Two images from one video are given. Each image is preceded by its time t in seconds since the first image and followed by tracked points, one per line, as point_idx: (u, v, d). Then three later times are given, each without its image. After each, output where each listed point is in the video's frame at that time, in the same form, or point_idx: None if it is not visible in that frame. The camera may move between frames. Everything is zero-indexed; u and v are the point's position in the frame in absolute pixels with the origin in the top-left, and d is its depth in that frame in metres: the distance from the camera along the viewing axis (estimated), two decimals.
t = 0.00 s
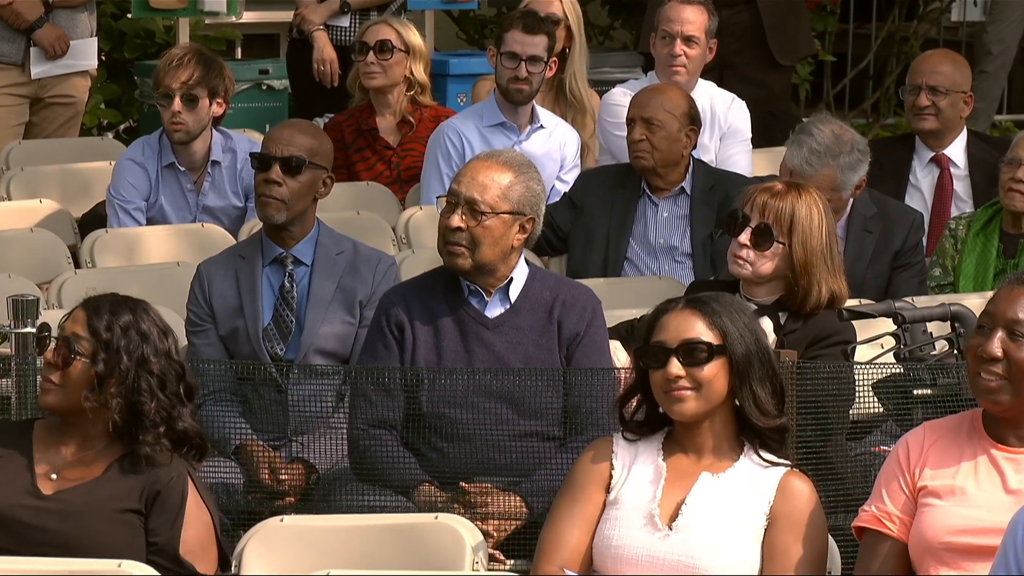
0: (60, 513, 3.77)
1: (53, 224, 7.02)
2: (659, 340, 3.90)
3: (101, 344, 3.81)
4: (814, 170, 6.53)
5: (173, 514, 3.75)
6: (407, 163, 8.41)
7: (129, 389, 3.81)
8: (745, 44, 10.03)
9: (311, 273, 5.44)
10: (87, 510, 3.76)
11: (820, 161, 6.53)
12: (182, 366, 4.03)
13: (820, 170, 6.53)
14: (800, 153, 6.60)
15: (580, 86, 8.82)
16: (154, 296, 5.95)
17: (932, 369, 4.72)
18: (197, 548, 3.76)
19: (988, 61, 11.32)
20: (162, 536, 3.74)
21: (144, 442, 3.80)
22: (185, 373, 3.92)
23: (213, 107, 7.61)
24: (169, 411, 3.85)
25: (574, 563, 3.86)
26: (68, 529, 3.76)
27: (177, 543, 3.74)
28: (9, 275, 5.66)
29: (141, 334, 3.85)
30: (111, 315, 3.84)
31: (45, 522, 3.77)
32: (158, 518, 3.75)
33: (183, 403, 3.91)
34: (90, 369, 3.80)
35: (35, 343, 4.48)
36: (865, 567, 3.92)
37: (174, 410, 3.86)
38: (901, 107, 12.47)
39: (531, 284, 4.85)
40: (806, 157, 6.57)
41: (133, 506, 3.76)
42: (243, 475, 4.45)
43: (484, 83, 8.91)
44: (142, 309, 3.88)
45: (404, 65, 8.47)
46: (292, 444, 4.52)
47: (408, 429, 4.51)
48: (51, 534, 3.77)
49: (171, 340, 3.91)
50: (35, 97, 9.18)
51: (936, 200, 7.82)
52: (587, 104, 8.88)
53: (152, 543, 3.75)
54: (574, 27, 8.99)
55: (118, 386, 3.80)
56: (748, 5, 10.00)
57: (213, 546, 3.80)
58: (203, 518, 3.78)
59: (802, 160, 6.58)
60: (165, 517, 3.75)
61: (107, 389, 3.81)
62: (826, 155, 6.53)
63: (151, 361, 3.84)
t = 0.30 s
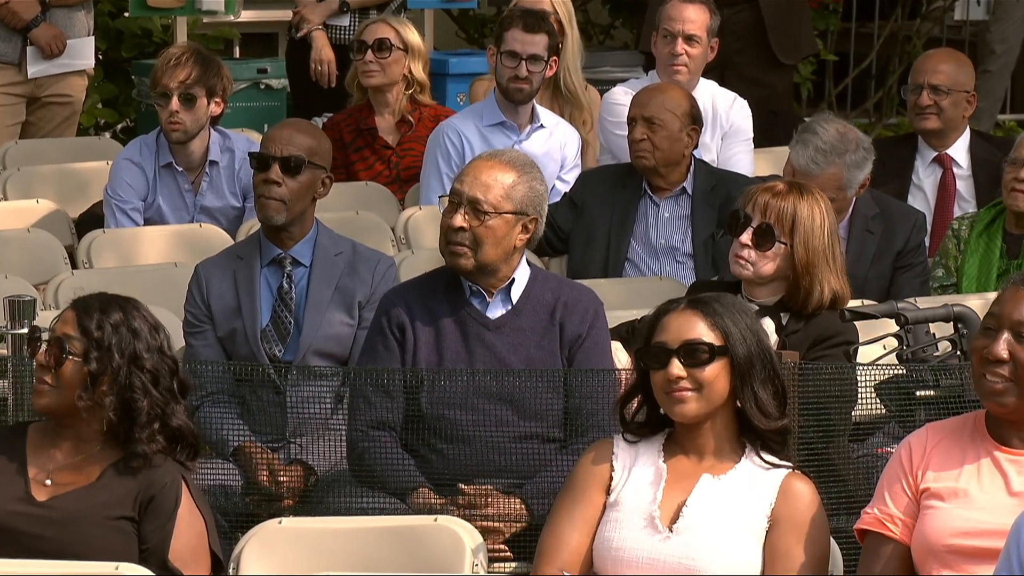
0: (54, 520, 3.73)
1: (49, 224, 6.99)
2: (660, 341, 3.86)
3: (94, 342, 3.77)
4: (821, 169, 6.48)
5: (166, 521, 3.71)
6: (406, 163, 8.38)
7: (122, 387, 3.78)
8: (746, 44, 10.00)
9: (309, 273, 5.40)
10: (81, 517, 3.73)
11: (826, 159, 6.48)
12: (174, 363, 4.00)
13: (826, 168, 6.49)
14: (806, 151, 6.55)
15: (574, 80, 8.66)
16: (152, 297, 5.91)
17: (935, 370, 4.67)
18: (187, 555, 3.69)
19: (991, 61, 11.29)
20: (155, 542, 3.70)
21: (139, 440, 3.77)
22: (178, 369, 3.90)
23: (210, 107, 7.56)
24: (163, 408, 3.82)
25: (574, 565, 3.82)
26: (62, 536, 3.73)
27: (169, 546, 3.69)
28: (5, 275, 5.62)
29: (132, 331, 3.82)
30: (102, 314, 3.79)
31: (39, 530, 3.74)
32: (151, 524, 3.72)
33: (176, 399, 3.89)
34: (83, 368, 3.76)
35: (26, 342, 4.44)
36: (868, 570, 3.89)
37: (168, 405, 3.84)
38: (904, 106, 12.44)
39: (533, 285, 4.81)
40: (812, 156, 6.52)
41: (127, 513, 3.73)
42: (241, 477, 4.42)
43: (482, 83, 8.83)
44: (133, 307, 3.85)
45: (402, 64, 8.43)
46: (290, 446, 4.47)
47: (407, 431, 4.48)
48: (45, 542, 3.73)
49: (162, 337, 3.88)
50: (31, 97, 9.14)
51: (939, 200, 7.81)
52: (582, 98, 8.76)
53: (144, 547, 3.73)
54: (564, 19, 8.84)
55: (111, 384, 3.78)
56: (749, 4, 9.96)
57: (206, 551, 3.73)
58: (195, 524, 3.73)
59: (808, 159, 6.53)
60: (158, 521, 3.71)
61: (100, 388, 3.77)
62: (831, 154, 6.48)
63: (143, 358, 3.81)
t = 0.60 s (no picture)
0: (41, 528, 3.71)
1: (46, 224, 6.95)
2: (665, 340, 3.82)
3: (78, 342, 3.74)
4: (826, 161, 6.42)
5: (154, 524, 3.67)
6: (406, 163, 8.32)
7: (106, 385, 3.75)
8: (748, 42, 9.96)
9: (308, 273, 5.36)
10: (69, 523, 3.70)
11: (832, 151, 6.42)
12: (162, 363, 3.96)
13: (830, 160, 6.42)
14: (812, 143, 6.47)
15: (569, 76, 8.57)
16: (149, 297, 5.88)
17: (938, 372, 4.62)
18: (178, 557, 3.64)
19: (994, 59, 11.24)
20: (145, 545, 3.67)
21: (125, 439, 3.74)
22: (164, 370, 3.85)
23: (208, 105, 7.52)
24: (149, 407, 3.79)
25: (574, 567, 3.78)
26: (49, 543, 3.71)
27: (158, 549, 3.65)
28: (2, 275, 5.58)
29: (116, 331, 3.79)
30: (86, 314, 3.77)
31: (27, 538, 3.72)
32: (140, 528, 3.69)
33: (163, 400, 3.85)
34: (66, 368, 3.73)
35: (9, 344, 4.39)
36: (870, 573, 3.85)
37: (153, 405, 3.80)
38: (906, 105, 12.39)
39: (534, 285, 4.78)
40: (817, 147, 6.45)
41: (115, 519, 3.70)
42: (239, 478, 4.39)
43: (475, 84, 8.70)
44: (118, 309, 3.82)
45: (401, 63, 8.41)
46: (289, 447, 4.44)
47: (407, 432, 4.44)
48: (31, 549, 3.72)
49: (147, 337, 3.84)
50: (28, 96, 9.11)
51: (942, 200, 7.76)
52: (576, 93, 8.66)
53: (134, 551, 3.69)
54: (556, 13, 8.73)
55: (96, 384, 3.74)
56: (752, 2, 9.91)
57: (197, 554, 3.69)
58: (185, 526, 3.68)
59: (813, 150, 6.46)
60: (146, 524, 3.68)
61: (83, 388, 3.74)
62: (838, 146, 6.42)
63: (128, 356, 3.78)
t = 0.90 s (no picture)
0: (33, 529, 3.69)
1: (43, 224, 6.92)
2: (674, 341, 3.78)
3: (57, 348, 3.70)
4: (834, 151, 6.40)
5: (145, 526, 3.63)
6: (405, 162, 8.28)
7: (89, 391, 3.72)
8: (749, 40, 9.92)
9: (307, 273, 5.32)
10: (60, 524, 3.68)
11: (840, 142, 6.40)
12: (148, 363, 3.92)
13: (837, 151, 6.41)
14: (820, 133, 6.45)
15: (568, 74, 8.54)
16: (146, 297, 5.84)
17: (941, 372, 4.60)
18: (170, 557, 3.60)
19: (998, 58, 11.19)
20: (136, 547, 3.63)
21: (110, 445, 3.71)
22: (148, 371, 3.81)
23: (206, 104, 7.49)
24: (133, 411, 3.76)
25: (574, 569, 3.74)
26: (41, 544, 3.69)
27: (150, 549, 3.61)
28: None
29: (96, 336, 3.74)
30: (64, 320, 3.73)
31: (18, 539, 3.70)
32: (131, 530, 3.65)
33: (148, 402, 3.82)
34: (47, 376, 3.69)
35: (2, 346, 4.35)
36: None
37: (137, 409, 3.76)
38: (909, 103, 12.35)
39: (535, 285, 4.75)
40: (826, 138, 6.43)
41: (106, 520, 3.68)
42: (237, 479, 4.36)
43: (473, 83, 8.64)
44: (97, 313, 3.78)
45: (400, 61, 8.37)
46: (287, 448, 4.41)
47: (407, 433, 4.40)
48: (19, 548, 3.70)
49: (128, 339, 3.80)
50: (24, 95, 9.07)
51: (945, 199, 7.70)
52: (574, 91, 8.63)
53: (126, 552, 3.65)
54: (557, 12, 8.71)
55: (77, 390, 3.71)
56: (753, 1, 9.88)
57: (191, 552, 3.64)
58: (177, 527, 3.65)
59: (821, 140, 6.43)
60: (137, 527, 3.64)
61: (66, 396, 3.71)
62: (845, 138, 6.42)
63: (108, 361, 3.74)
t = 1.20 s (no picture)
0: (33, 529, 3.66)
1: (40, 223, 6.89)
2: (671, 341, 3.75)
3: (67, 348, 3.68)
4: (842, 144, 6.41)
5: (144, 527, 3.61)
6: (405, 161, 8.26)
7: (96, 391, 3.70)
8: (751, 39, 9.89)
9: (305, 273, 5.28)
10: (59, 525, 3.65)
11: (848, 136, 6.43)
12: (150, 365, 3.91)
13: (845, 145, 6.42)
14: (829, 126, 6.47)
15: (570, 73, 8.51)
16: (144, 297, 5.81)
17: (944, 372, 4.56)
18: (167, 558, 3.57)
19: (1001, 56, 11.15)
20: (135, 548, 3.61)
21: (113, 446, 3.68)
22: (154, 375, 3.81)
23: (204, 103, 7.47)
24: (137, 413, 3.74)
25: (574, 571, 3.70)
26: (41, 545, 3.66)
27: (147, 552, 3.59)
28: None
29: (104, 336, 3.73)
30: (73, 319, 3.71)
31: (18, 539, 3.67)
32: (130, 532, 3.63)
33: (153, 405, 3.81)
34: (54, 375, 3.66)
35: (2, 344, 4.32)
36: None
37: (141, 411, 3.75)
38: (912, 101, 12.32)
39: (535, 285, 4.71)
40: (834, 131, 6.45)
41: (106, 521, 3.65)
42: (235, 480, 4.33)
43: (473, 82, 8.61)
44: (105, 314, 3.77)
45: (400, 59, 8.34)
46: (285, 449, 4.38)
47: (407, 434, 4.38)
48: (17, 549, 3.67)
49: (135, 341, 3.79)
50: (22, 93, 9.05)
51: (948, 198, 7.66)
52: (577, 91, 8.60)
53: (125, 553, 3.64)
54: (558, 10, 8.67)
55: (85, 390, 3.70)
56: None
57: (190, 555, 3.61)
58: (176, 530, 3.61)
59: (829, 133, 6.45)
60: (136, 528, 3.62)
61: (73, 394, 3.69)
62: (852, 131, 6.45)
63: (116, 361, 3.73)
